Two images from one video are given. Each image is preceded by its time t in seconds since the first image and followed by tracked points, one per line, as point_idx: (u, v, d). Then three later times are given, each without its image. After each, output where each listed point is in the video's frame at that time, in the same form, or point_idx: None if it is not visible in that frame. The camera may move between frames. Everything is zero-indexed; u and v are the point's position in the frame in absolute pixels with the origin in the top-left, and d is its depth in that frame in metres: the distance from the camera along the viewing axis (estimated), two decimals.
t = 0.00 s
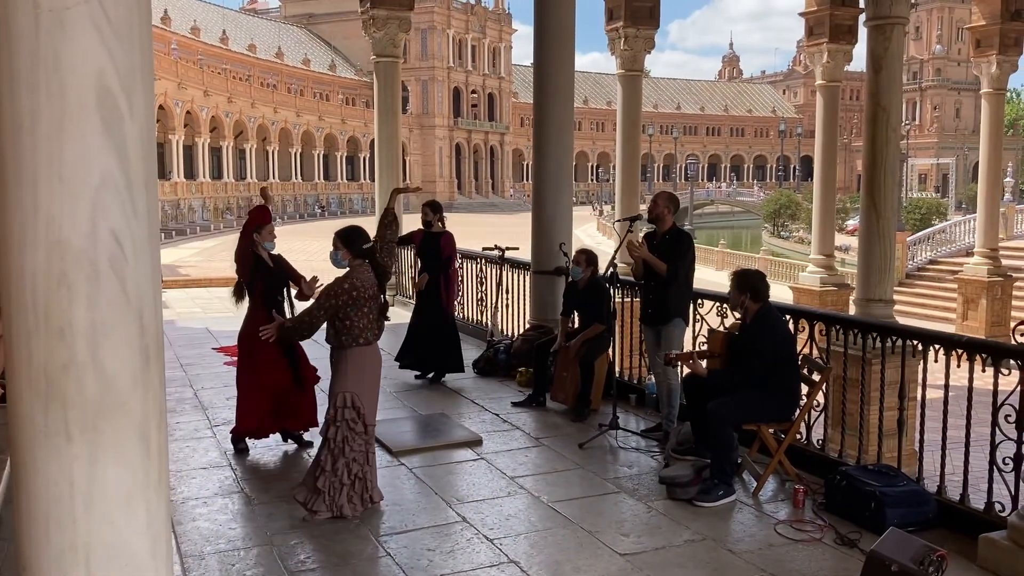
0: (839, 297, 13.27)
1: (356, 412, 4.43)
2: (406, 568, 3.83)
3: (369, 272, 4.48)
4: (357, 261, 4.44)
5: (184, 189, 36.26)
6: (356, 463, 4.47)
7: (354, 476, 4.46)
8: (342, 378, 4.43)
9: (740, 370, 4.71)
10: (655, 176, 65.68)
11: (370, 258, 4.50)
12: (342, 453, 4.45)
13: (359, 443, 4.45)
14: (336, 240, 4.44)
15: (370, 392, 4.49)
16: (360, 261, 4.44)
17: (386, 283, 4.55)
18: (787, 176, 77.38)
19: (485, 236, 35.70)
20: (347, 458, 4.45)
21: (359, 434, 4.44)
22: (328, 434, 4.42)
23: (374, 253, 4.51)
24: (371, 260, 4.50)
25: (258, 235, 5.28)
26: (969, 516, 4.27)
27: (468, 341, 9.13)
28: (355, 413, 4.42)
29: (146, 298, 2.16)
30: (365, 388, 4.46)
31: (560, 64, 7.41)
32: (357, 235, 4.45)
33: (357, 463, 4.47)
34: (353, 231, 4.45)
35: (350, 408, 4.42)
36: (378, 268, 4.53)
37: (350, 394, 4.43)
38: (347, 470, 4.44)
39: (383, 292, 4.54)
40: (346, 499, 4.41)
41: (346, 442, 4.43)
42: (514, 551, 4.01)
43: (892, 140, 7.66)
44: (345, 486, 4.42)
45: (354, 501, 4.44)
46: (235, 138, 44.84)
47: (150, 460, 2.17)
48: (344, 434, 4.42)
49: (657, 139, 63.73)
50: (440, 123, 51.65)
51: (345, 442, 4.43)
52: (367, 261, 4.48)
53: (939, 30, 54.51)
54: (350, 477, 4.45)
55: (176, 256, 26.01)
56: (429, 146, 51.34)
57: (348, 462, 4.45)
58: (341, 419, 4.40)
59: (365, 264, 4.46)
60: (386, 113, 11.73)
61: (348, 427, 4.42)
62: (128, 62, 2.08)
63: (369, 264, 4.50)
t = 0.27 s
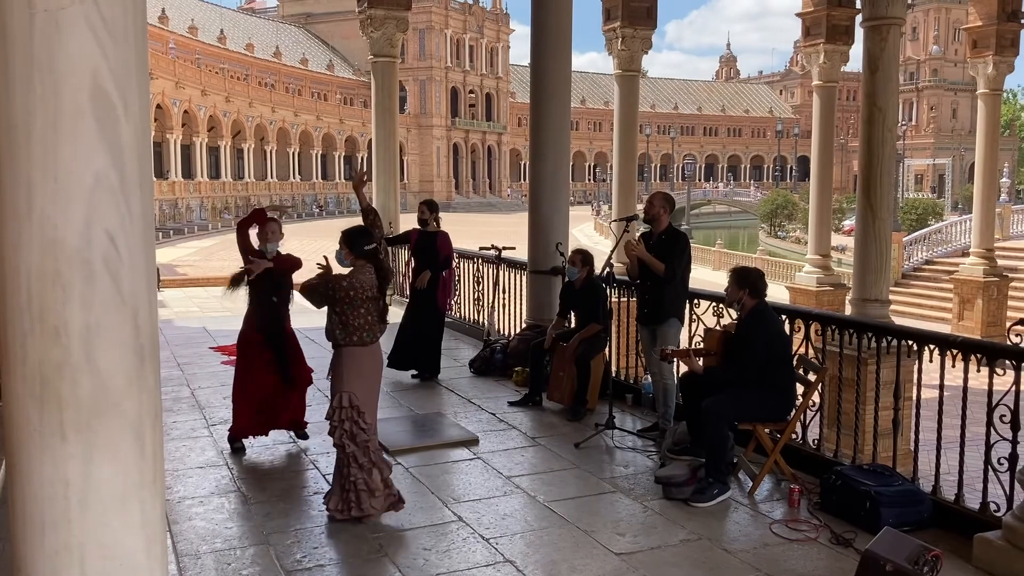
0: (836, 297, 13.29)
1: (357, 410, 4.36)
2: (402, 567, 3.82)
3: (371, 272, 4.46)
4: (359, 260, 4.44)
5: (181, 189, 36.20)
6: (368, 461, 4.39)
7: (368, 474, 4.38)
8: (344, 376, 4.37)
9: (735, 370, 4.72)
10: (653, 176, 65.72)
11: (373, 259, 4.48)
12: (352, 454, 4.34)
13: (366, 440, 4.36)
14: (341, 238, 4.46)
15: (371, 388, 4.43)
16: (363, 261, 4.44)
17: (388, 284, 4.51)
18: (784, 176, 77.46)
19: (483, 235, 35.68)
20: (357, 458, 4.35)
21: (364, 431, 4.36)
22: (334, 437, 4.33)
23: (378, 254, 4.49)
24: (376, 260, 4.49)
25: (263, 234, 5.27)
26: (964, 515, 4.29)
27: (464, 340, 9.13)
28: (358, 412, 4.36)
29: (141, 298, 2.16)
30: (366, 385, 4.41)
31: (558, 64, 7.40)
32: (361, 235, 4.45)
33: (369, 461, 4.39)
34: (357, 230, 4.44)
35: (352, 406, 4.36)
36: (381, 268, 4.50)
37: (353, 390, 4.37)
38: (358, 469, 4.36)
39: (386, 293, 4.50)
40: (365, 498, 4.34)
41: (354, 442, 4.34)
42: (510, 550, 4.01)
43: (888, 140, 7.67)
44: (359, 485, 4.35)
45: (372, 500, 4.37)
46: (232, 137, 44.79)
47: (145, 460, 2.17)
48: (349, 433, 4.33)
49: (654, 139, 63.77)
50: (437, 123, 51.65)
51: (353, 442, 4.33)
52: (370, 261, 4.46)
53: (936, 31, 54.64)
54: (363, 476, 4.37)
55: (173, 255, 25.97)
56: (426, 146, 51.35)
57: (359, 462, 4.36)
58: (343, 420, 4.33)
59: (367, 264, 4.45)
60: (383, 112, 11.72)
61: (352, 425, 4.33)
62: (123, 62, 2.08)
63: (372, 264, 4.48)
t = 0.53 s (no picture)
0: (833, 296, 13.30)
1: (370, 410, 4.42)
2: (399, 567, 3.82)
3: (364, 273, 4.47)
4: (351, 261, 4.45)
5: (179, 188, 36.18)
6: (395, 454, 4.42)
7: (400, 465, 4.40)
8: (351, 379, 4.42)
9: (733, 369, 4.73)
10: (651, 176, 65.76)
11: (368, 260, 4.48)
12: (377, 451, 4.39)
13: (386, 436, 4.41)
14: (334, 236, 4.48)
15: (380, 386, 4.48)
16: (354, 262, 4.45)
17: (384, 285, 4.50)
18: (783, 176, 77.52)
19: (481, 235, 35.68)
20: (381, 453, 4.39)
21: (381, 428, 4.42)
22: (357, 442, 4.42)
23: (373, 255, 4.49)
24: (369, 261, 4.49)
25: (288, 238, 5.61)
26: (962, 514, 4.28)
27: (462, 340, 9.13)
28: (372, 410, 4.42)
29: (138, 296, 2.15)
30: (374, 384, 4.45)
31: (557, 64, 7.40)
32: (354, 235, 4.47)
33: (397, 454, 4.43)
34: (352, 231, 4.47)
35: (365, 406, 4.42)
36: (377, 269, 4.51)
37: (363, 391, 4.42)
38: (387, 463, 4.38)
39: (382, 294, 4.50)
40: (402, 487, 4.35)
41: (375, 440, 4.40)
42: (508, 550, 4.01)
43: (886, 140, 7.68)
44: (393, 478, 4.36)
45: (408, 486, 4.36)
46: (231, 137, 44.77)
47: (141, 459, 2.17)
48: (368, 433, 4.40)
49: (653, 139, 63.80)
50: (436, 123, 51.67)
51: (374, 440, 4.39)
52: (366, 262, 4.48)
53: (935, 31, 54.67)
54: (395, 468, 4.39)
55: (171, 255, 25.95)
56: (425, 146, 51.34)
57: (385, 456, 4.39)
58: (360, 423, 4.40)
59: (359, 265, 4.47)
60: (381, 112, 11.70)
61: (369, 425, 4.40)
62: (120, 61, 2.08)
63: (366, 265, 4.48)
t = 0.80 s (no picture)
0: (832, 296, 13.31)
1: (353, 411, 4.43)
2: (396, 567, 3.82)
3: (339, 277, 4.38)
4: (322, 266, 4.38)
5: (178, 189, 36.16)
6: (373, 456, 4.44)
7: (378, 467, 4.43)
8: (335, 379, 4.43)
9: (730, 369, 4.73)
10: (650, 176, 65.79)
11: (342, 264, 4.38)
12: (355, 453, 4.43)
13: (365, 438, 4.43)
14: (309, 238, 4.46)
15: (365, 387, 4.46)
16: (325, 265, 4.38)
17: (358, 290, 4.38)
18: (781, 176, 77.59)
19: (480, 235, 35.69)
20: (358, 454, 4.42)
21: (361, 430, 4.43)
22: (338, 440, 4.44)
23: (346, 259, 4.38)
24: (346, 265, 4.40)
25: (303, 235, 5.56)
26: (959, 514, 4.29)
27: (460, 340, 9.13)
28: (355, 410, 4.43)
29: (133, 297, 2.16)
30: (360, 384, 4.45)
31: (555, 64, 7.41)
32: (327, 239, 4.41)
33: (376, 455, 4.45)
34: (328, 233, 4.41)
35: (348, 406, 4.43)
36: (354, 273, 4.41)
37: (345, 391, 4.43)
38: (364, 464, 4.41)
39: (357, 298, 4.39)
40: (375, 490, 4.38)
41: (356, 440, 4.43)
42: (505, 549, 4.01)
43: (884, 140, 7.68)
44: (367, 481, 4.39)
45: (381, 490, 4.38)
46: (229, 137, 44.75)
47: (137, 460, 2.17)
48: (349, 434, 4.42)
49: (652, 139, 63.83)
50: (435, 123, 51.66)
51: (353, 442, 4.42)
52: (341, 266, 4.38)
53: (933, 30, 54.68)
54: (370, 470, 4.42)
55: (170, 255, 25.94)
56: (424, 146, 51.34)
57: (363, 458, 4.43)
58: (339, 423, 4.42)
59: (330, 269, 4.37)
60: (379, 112, 11.70)
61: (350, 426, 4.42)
62: (115, 62, 2.08)
63: (341, 269, 4.39)
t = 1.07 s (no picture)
0: (830, 295, 13.31)
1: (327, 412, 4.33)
2: (394, 566, 3.82)
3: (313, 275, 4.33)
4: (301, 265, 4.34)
5: (176, 188, 36.13)
6: (339, 460, 4.36)
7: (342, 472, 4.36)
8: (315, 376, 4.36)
9: (729, 368, 4.73)
10: (649, 175, 65.80)
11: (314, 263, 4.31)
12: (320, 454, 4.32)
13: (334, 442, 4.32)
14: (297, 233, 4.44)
15: (345, 387, 4.35)
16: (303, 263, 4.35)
17: (330, 289, 4.30)
18: (779, 175, 77.63)
19: (478, 235, 35.68)
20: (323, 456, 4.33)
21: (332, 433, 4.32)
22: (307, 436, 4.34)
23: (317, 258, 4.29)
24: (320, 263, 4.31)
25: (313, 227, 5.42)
26: (956, 512, 4.29)
27: (458, 339, 9.13)
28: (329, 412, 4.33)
29: (128, 297, 2.15)
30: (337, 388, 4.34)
31: (553, 63, 7.41)
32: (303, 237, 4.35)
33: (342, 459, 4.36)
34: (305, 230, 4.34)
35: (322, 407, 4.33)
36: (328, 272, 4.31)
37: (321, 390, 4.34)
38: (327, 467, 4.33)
39: (330, 297, 4.31)
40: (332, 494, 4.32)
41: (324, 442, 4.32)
42: (502, 549, 4.01)
43: (882, 138, 7.67)
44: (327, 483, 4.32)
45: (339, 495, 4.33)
46: (227, 137, 44.72)
47: (132, 460, 2.16)
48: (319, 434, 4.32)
49: (650, 138, 63.87)
50: (433, 122, 51.64)
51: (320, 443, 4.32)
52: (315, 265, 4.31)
53: (931, 29, 54.69)
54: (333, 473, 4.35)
55: (167, 255, 25.94)
56: (422, 145, 51.33)
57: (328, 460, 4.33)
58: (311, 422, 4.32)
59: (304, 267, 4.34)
60: (376, 111, 11.69)
61: (320, 426, 4.31)
62: (109, 61, 2.07)
63: (316, 267, 4.32)
